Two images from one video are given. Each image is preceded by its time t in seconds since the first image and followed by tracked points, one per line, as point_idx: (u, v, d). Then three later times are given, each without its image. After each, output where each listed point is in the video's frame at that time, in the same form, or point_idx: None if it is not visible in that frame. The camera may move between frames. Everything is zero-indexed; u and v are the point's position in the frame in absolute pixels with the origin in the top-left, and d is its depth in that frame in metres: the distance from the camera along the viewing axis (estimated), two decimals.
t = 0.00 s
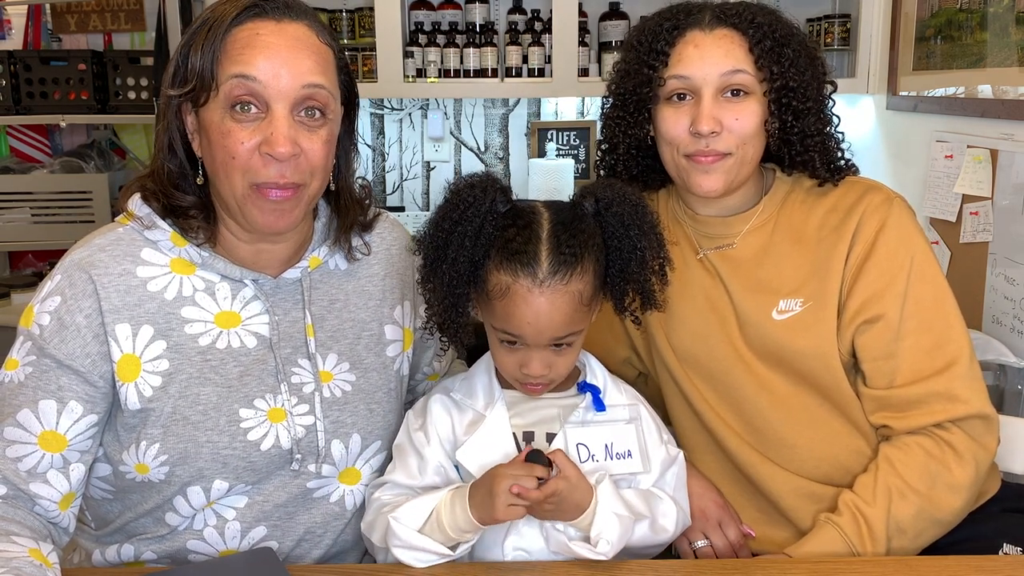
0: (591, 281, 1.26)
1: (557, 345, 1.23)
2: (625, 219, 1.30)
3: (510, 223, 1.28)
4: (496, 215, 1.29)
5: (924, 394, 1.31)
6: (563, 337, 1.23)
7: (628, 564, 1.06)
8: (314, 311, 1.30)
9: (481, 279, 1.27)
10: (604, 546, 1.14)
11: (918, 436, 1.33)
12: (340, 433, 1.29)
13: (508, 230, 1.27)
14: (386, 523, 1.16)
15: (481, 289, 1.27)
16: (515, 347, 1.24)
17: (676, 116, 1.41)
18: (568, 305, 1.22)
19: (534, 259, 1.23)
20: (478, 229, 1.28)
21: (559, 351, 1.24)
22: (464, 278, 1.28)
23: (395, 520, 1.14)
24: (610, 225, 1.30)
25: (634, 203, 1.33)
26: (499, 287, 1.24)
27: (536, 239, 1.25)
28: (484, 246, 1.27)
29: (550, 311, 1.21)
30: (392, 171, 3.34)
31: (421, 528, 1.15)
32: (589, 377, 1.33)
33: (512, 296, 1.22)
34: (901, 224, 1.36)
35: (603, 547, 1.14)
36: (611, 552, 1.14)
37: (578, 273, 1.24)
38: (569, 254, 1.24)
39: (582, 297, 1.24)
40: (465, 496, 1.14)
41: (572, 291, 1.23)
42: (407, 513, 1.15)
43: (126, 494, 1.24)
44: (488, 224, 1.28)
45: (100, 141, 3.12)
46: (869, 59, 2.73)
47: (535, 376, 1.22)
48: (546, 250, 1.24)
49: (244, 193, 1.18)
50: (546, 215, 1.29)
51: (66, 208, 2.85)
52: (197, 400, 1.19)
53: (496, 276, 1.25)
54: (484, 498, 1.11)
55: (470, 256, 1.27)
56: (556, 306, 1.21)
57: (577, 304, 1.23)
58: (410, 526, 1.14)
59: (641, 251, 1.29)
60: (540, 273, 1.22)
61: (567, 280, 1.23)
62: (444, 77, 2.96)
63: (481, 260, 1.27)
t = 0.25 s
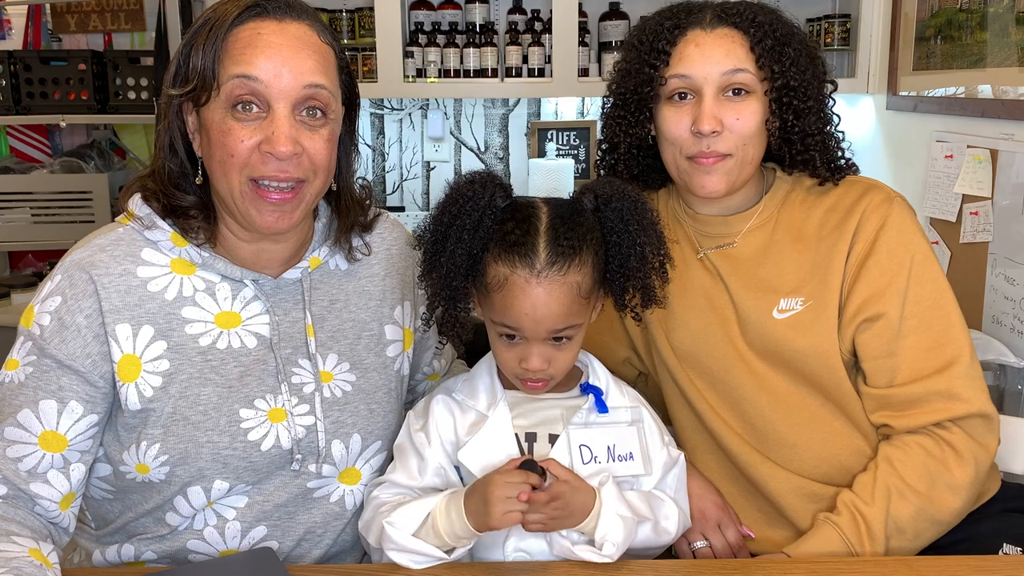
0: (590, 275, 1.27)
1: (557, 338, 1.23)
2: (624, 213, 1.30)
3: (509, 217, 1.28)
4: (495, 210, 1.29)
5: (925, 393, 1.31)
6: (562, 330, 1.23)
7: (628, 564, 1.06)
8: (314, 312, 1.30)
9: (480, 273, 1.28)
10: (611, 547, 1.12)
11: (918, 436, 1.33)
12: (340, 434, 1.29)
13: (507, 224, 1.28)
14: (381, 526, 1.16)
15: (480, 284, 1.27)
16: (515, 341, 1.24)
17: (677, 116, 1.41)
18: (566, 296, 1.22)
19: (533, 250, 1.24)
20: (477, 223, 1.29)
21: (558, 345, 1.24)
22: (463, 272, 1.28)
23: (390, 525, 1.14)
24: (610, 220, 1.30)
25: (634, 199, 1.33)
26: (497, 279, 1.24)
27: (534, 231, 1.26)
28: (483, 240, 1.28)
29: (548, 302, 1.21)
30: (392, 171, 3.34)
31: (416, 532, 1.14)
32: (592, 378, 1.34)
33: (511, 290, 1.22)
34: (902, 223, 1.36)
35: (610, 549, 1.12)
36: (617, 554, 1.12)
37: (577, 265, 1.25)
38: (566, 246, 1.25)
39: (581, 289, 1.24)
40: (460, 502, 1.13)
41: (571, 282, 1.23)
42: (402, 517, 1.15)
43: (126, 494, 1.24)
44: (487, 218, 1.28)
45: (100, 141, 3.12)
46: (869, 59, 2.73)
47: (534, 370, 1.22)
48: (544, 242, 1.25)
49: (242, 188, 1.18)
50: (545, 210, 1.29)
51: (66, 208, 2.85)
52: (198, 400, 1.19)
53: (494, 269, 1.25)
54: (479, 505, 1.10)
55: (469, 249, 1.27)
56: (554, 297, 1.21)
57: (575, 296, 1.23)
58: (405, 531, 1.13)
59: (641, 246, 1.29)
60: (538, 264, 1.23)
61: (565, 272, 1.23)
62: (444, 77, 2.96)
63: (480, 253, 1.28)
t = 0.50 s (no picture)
0: (591, 270, 1.26)
1: (558, 332, 1.23)
2: (624, 210, 1.31)
3: (509, 214, 1.29)
4: (495, 208, 1.30)
5: (925, 393, 1.31)
6: (564, 325, 1.22)
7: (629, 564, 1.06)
8: (315, 312, 1.30)
9: (480, 270, 1.27)
10: (631, 546, 1.14)
11: (918, 436, 1.33)
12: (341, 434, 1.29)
13: (506, 221, 1.28)
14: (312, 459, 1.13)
15: (481, 280, 1.27)
16: (516, 337, 1.23)
17: (678, 115, 1.41)
18: (567, 290, 1.22)
19: (533, 244, 1.24)
20: (477, 221, 1.29)
21: (561, 341, 1.23)
22: (463, 269, 1.28)
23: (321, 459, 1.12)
24: (609, 217, 1.30)
25: (633, 197, 1.33)
26: (497, 275, 1.24)
27: (534, 226, 1.26)
28: (484, 237, 1.28)
29: (549, 296, 1.21)
30: (392, 171, 3.34)
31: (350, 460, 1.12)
32: (595, 378, 1.34)
33: (512, 284, 1.23)
34: (902, 222, 1.36)
35: (630, 548, 1.14)
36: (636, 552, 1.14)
37: (577, 260, 1.25)
38: (567, 241, 1.25)
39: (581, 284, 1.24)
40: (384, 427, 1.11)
41: (571, 276, 1.23)
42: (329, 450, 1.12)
43: (127, 494, 1.24)
44: (487, 215, 1.29)
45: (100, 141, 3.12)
46: (869, 59, 2.73)
47: (537, 367, 1.21)
48: (543, 237, 1.25)
49: (251, 183, 1.18)
50: (546, 207, 1.29)
51: (66, 208, 2.85)
52: (198, 401, 1.19)
53: (495, 264, 1.25)
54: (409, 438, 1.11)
55: (469, 245, 1.28)
56: (555, 291, 1.21)
57: (576, 290, 1.23)
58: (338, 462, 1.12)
59: (640, 244, 1.29)
60: (539, 258, 1.23)
61: (566, 266, 1.23)
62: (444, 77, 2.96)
63: (481, 250, 1.28)
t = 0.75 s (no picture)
0: (569, 264, 1.26)
1: (526, 321, 1.22)
2: (624, 214, 1.30)
3: (512, 200, 1.31)
4: (504, 194, 1.33)
5: (924, 393, 1.31)
6: (531, 314, 1.21)
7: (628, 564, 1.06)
8: (315, 311, 1.31)
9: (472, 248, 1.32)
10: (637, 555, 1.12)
11: (918, 436, 1.33)
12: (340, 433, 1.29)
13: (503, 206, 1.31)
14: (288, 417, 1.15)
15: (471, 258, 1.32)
16: (488, 320, 1.24)
17: (678, 115, 1.41)
18: (538, 278, 1.22)
19: (513, 228, 1.26)
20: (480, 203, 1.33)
21: (533, 333, 1.22)
22: (455, 247, 1.33)
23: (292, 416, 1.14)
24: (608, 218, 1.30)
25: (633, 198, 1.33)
26: (481, 252, 1.28)
27: (524, 215, 1.28)
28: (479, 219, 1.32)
29: (519, 281, 1.21)
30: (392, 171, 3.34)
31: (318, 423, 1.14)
32: (597, 384, 1.33)
33: (489, 261, 1.25)
34: (902, 222, 1.36)
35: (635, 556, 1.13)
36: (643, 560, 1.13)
37: (555, 251, 1.25)
38: (548, 230, 1.25)
39: (557, 277, 1.23)
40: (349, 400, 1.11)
41: (542, 265, 1.22)
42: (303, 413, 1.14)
43: (127, 494, 1.24)
44: (489, 198, 1.33)
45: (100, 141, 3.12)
46: (869, 59, 2.73)
47: (506, 354, 1.20)
48: (528, 224, 1.26)
49: (251, 188, 1.18)
50: (548, 200, 1.31)
51: (66, 208, 2.85)
52: (198, 400, 1.19)
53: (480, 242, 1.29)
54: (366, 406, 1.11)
55: (464, 227, 1.33)
56: (527, 278, 1.21)
57: (549, 281, 1.23)
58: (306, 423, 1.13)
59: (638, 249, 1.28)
60: (515, 241, 1.25)
61: (539, 254, 1.23)
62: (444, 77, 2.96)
63: (474, 231, 1.32)
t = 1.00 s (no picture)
0: (563, 262, 1.25)
1: (522, 321, 1.20)
2: (614, 212, 1.31)
3: (500, 201, 1.31)
4: (492, 195, 1.33)
5: (924, 394, 1.31)
6: (528, 314, 1.20)
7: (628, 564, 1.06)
8: (315, 311, 1.31)
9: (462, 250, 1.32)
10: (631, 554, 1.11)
11: (918, 436, 1.33)
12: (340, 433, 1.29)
13: (492, 208, 1.30)
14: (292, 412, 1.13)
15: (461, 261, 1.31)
16: (485, 322, 1.23)
17: (677, 115, 1.41)
18: (532, 277, 1.21)
19: (504, 228, 1.26)
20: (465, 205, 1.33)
21: (528, 333, 1.21)
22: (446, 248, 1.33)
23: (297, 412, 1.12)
24: (599, 217, 1.31)
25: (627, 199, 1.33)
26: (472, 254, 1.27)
27: (514, 214, 1.27)
28: (468, 221, 1.31)
29: (514, 281, 1.20)
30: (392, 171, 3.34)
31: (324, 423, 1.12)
32: (590, 382, 1.33)
33: (480, 265, 1.24)
34: (902, 223, 1.36)
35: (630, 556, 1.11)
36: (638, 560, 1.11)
37: (548, 250, 1.24)
38: (541, 229, 1.25)
39: (551, 276, 1.23)
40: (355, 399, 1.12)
41: (536, 265, 1.22)
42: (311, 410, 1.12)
43: (127, 494, 1.24)
44: (477, 200, 1.32)
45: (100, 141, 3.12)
46: (869, 59, 2.73)
47: (502, 355, 1.19)
48: (519, 223, 1.26)
49: (250, 188, 1.18)
50: (536, 199, 1.30)
51: (66, 208, 2.85)
52: (198, 400, 1.19)
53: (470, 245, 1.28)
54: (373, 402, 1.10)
55: (451, 229, 1.32)
56: (521, 278, 1.21)
57: (544, 280, 1.22)
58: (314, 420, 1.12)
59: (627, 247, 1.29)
60: (508, 241, 1.24)
61: (533, 252, 1.23)
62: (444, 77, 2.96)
63: (463, 235, 1.32)
